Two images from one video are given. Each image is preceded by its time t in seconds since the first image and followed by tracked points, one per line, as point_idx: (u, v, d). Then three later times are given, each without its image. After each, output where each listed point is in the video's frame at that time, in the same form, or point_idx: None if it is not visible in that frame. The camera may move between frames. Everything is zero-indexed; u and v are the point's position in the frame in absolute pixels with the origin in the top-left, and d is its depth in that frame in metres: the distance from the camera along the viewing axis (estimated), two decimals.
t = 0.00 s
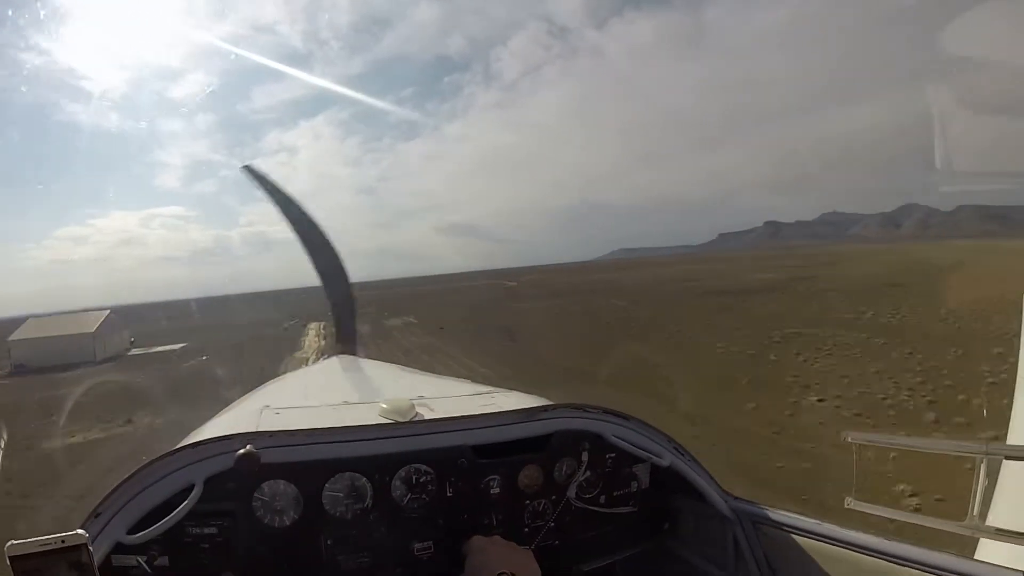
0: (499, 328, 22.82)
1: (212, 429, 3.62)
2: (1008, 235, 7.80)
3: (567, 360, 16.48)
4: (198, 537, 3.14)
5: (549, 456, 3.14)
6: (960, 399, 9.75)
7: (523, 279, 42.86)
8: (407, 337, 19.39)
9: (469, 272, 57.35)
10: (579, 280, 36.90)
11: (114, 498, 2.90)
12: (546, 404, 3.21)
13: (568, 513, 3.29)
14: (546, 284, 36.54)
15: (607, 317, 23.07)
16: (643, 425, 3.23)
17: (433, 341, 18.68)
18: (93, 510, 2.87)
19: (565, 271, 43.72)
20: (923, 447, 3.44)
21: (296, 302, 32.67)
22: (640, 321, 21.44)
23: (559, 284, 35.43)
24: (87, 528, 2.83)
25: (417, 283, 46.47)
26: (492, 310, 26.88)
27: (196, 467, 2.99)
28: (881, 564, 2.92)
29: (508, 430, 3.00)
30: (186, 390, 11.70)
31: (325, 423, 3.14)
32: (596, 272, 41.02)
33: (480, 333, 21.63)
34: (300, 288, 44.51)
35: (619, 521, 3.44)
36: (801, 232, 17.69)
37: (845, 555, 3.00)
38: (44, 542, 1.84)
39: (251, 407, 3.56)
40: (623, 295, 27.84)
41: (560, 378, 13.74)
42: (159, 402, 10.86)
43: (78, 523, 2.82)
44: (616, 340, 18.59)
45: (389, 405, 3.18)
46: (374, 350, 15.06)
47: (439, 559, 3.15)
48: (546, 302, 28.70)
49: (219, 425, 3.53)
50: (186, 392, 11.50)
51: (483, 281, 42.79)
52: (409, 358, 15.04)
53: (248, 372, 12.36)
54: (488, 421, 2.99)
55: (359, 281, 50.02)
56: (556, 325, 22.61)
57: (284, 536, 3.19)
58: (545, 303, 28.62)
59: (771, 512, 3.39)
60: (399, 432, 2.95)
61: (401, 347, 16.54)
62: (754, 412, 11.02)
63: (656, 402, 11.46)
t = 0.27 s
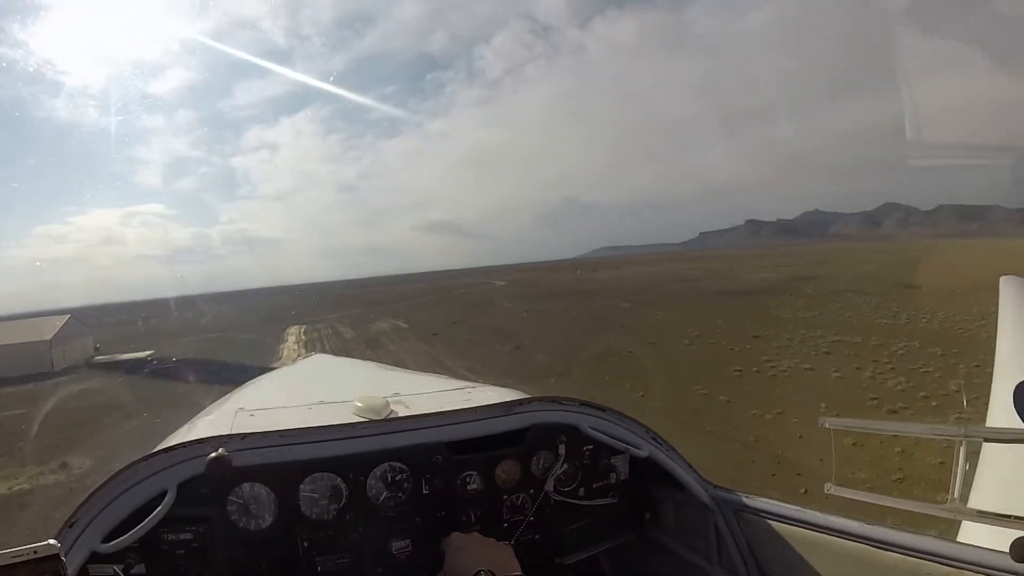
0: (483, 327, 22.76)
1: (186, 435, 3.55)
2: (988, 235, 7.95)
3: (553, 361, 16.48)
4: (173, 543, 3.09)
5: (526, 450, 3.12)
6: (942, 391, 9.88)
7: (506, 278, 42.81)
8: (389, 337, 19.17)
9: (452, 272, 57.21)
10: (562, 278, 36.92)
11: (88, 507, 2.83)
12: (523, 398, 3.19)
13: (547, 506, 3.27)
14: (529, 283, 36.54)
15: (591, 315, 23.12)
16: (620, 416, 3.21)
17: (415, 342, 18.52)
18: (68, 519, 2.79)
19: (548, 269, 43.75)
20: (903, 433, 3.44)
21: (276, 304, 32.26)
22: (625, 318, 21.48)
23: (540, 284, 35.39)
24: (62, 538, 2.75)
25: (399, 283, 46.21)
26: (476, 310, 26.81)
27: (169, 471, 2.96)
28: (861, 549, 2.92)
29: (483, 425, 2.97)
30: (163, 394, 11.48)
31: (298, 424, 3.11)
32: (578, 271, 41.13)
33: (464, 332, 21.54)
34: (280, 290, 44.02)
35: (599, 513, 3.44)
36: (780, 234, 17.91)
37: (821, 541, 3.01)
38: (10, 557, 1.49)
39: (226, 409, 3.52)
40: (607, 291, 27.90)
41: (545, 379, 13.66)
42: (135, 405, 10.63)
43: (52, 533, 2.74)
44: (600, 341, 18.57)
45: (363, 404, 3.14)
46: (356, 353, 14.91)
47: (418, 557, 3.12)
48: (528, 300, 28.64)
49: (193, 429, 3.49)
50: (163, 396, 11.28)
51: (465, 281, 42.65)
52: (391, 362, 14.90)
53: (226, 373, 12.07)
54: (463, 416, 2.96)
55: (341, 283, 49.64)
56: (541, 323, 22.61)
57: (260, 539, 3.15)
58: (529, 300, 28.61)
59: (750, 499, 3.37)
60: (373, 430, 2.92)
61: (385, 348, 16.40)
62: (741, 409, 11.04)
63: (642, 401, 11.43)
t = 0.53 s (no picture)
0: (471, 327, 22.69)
1: (158, 448, 3.52)
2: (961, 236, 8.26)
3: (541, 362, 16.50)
4: (147, 555, 3.06)
5: (500, 450, 3.13)
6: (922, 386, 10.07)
7: (493, 279, 42.75)
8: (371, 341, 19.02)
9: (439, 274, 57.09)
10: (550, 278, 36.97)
11: (60, 523, 2.78)
12: (496, 398, 3.19)
13: (523, 506, 3.28)
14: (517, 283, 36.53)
15: (580, 314, 23.16)
16: (593, 413, 3.21)
17: (398, 345, 18.38)
18: (40, 536, 2.76)
19: (535, 269, 43.78)
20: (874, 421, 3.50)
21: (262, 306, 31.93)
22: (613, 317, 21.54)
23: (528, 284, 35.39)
24: (34, 555, 2.72)
25: (386, 285, 45.98)
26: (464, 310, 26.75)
27: (140, 484, 2.90)
28: (837, 536, 3.09)
29: (455, 426, 2.96)
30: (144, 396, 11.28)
31: (271, 431, 3.10)
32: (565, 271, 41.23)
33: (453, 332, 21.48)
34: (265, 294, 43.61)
35: (576, 510, 3.45)
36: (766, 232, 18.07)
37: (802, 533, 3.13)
38: None
39: (201, 418, 3.52)
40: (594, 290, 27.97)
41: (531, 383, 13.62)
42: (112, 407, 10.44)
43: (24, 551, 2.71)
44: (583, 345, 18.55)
45: (336, 409, 3.11)
46: (339, 357, 14.75)
47: (394, 561, 3.10)
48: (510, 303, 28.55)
49: (168, 440, 3.48)
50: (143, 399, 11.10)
51: (453, 281, 42.55)
52: (377, 365, 14.79)
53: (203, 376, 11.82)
54: (435, 418, 2.95)
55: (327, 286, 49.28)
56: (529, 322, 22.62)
57: (234, 548, 3.13)
58: (517, 299, 28.58)
59: (724, 491, 3.48)
60: (344, 435, 2.90)
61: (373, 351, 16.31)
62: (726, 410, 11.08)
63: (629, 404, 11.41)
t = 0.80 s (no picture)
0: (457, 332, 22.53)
1: (132, 471, 3.47)
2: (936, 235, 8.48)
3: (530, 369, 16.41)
4: None
5: (473, 458, 3.16)
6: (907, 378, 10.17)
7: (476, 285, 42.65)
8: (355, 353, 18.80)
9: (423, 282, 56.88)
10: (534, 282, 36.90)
11: (36, 551, 2.69)
12: (470, 406, 3.19)
13: (500, 513, 3.31)
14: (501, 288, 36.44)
15: (566, 317, 23.12)
16: (566, 417, 3.21)
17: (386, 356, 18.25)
18: (19, 567, 2.68)
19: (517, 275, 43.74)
20: (846, 411, 3.55)
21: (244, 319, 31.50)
22: (599, 320, 21.55)
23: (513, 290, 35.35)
24: None
25: (367, 297, 45.68)
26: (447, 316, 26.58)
27: (117, 507, 2.80)
28: (817, 528, 3.14)
29: (427, 437, 2.95)
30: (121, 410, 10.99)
31: (244, 451, 3.09)
32: (548, 277, 41.27)
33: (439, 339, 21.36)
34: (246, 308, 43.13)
35: (554, 515, 3.47)
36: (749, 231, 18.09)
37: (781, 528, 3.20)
38: None
39: (175, 440, 3.50)
40: (579, 294, 27.99)
41: (519, 391, 13.49)
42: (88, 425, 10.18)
43: None
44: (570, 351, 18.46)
45: (309, 424, 3.10)
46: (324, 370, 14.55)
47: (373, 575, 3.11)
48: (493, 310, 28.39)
49: (143, 464, 3.45)
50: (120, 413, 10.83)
51: (436, 289, 42.38)
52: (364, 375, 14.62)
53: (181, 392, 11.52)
54: (408, 430, 2.94)
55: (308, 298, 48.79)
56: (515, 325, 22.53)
57: (211, 570, 3.08)
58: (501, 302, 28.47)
59: (702, 488, 3.48)
60: (317, 451, 2.88)
61: (359, 364, 16.14)
62: (716, 416, 11.06)
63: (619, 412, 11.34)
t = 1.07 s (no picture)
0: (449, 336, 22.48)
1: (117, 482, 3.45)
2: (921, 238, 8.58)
3: (522, 371, 16.38)
4: None
5: (460, 463, 3.18)
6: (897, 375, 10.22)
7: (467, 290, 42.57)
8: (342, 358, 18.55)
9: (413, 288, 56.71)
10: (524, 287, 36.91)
11: (23, 565, 2.67)
12: (456, 412, 3.21)
13: (488, 518, 3.33)
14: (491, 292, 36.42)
15: (558, 321, 23.14)
16: (553, 420, 3.23)
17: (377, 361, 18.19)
18: None
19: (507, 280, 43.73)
20: (831, 408, 3.59)
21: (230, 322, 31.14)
22: (591, 323, 21.58)
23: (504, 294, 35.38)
24: None
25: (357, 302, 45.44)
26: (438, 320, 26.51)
27: (105, 519, 2.80)
28: (802, 526, 3.18)
29: (414, 443, 2.97)
30: (103, 408, 10.78)
31: (231, 461, 3.09)
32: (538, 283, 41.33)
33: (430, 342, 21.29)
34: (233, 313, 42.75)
35: (542, 519, 3.49)
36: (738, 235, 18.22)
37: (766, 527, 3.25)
38: None
39: (162, 452, 3.50)
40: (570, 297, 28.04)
41: (512, 397, 13.36)
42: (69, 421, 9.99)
43: None
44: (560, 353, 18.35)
45: (296, 432, 3.10)
46: (312, 376, 14.32)
47: None
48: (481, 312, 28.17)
49: (130, 476, 3.44)
50: (103, 409, 10.64)
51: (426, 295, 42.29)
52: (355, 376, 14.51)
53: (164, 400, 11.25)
54: (395, 436, 2.96)
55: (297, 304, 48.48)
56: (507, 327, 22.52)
57: None
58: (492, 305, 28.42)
59: (689, 488, 3.51)
60: (303, 459, 2.89)
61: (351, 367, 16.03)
62: (709, 418, 11.08)
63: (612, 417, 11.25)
